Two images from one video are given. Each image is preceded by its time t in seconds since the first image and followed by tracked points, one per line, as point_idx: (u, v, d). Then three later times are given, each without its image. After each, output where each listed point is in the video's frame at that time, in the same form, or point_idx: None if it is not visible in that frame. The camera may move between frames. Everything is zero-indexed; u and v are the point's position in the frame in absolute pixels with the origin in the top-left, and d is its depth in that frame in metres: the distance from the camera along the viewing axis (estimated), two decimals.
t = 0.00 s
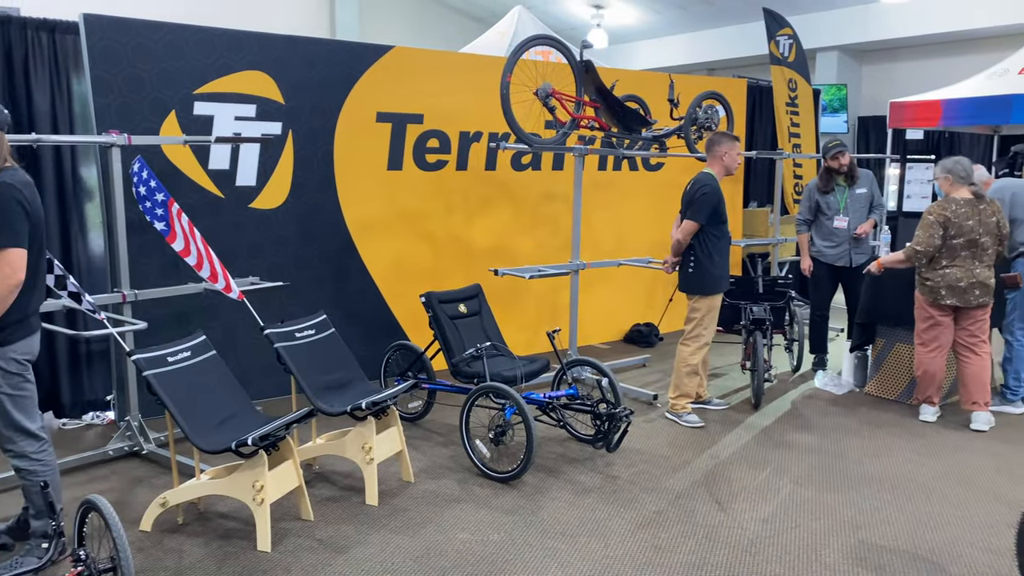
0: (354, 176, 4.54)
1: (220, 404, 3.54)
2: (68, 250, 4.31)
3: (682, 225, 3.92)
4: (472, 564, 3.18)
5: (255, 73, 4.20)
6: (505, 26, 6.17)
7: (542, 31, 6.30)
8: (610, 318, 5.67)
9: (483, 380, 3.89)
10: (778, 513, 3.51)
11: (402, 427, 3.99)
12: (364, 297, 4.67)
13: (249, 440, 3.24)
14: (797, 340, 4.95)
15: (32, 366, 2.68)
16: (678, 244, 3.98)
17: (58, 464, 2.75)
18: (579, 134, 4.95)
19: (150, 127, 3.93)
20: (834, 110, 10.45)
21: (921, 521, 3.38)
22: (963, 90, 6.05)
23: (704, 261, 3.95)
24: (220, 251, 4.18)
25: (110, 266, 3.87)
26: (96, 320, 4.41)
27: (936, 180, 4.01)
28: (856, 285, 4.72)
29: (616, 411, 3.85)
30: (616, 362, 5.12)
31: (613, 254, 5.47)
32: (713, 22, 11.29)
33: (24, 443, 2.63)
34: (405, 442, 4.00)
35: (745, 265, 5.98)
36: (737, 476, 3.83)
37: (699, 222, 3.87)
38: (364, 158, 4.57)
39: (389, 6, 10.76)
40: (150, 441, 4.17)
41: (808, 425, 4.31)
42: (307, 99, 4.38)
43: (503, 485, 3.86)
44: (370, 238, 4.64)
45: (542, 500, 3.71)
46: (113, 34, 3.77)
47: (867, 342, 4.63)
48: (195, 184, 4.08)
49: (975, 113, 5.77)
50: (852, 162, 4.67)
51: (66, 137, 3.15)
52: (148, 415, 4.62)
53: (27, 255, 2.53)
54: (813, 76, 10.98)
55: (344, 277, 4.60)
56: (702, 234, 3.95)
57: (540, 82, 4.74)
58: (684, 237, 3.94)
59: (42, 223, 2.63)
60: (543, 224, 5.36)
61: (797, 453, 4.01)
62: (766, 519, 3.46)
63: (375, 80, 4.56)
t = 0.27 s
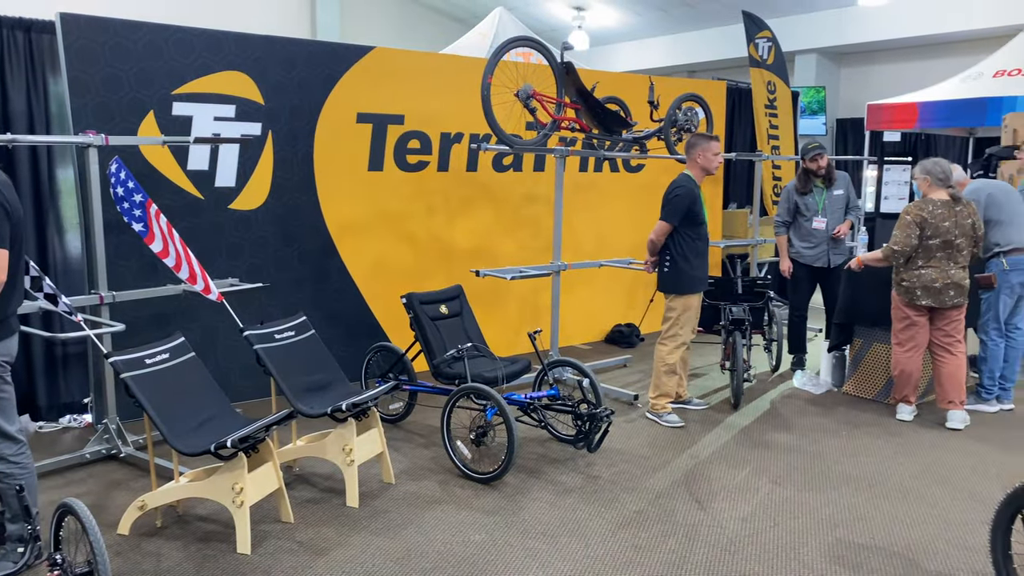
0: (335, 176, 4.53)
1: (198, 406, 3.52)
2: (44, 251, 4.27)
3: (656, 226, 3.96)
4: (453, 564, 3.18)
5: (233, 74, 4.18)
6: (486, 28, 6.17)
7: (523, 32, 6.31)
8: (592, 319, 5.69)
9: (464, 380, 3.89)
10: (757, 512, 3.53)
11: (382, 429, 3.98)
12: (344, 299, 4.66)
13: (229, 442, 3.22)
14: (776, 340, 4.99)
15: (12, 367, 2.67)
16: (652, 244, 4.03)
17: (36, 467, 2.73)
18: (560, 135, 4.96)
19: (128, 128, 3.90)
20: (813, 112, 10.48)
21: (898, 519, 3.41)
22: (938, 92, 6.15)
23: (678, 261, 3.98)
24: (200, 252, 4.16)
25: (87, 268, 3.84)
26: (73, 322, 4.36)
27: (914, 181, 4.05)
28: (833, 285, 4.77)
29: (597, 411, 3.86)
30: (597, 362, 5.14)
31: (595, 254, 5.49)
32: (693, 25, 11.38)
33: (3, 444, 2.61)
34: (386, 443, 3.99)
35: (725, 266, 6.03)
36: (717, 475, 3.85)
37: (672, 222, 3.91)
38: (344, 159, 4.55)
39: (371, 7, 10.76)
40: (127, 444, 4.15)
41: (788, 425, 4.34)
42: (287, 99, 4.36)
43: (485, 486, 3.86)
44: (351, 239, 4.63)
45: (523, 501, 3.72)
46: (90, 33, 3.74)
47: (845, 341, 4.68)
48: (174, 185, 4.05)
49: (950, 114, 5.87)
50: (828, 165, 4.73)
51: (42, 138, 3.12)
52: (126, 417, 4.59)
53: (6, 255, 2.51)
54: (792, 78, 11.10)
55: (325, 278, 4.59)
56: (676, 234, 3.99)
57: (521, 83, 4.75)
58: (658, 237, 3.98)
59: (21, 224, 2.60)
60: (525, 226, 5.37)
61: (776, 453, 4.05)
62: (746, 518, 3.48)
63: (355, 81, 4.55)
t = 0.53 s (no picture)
0: (316, 177, 4.52)
1: (178, 408, 3.49)
2: (21, 252, 4.22)
3: (629, 224, 4.02)
4: (434, 565, 3.17)
5: (213, 73, 4.16)
6: (468, 29, 6.18)
7: (505, 33, 6.32)
8: (574, 319, 5.70)
9: (447, 381, 3.89)
10: (738, 511, 3.55)
11: (364, 430, 3.97)
12: (325, 299, 4.64)
13: (209, 443, 3.20)
14: (756, 340, 5.03)
15: None
16: (625, 241, 4.08)
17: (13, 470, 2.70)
18: (542, 136, 4.97)
19: (106, 128, 3.87)
20: (793, 113, 10.55)
21: (876, 517, 3.45)
22: (918, 94, 6.20)
23: (649, 261, 4.01)
24: (180, 253, 4.13)
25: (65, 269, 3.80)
26: (51, 324, 4.32)
27: (893, 182, 4.08)
28: (812, 285, 4.81)
29: (579, 411, 3.88)
30: (579, 363, 5.15)
31: (577, 255, 5.51)
32: (675, 26, 11.45)
33: None
34: (368, 444, 3.98)
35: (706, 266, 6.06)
36: (699, 474, 3.88)
37: (642, 222, 3.94)
38: (325, 159, 4.54)
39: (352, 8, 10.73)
40: (107, 447, 4.12)
41: (768, 424, 4.37)
42: (268, 99, 4.34)
43: (467, 487, 3.86)
44: (332, 240, 4.61)
45: (505, 501, 3.72)
46: (67, 32, 3.70)
47: (824, 341, 4.72)
48: (153, 186, 4.03)
49: (927, 117, 5.92)
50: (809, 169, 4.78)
51: (19, 137, 3.10)
52: (105, 420, 4.55)
53: None
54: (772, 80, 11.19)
55: (306, 279, 4.57)
56: (647, 234, 4.01)
57: (503, 84, 4.76)
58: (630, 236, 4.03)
59: None
60: (507, 226, 5.38)
61: (757, 451, 4.07)
62: (727, 517, 3.50)
63: (336, 81, 4.54)
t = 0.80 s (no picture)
0: (297, 177, 4.50)
1: (157, 409, 3.47)
2: None
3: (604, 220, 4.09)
4: (416, 565, 3.17)
5: (194, 73, 4.14)
6: (450, 28, 6.18)
7: (487, 33, 6.33)
8: (557, 319, 5.71)
9: (429, 381, 3.88)
10: (719, 508, 3.57)
11: (346, 430, 3.96)
12: (307, 300, 4.63)
13: (189, 445, 3.18)
14: (738, 339, 5.06)
15: None
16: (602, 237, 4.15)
17: None
18: (524, 135, 4.98)
19: (84, 127, 3.84)
20: (775, 114, 10.69)
21: (856, 514, 3.48)
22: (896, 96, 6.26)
23: (621, 258, 4.06)
24: (159, 253, 4.10)
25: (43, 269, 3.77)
26: (29, 325, 4.28)
27: (873, 181, 4.10)
28: (794, 284, 4.85)
29: (561, 410, 3.88)
30: (563, 362, 5.15)
31: (560, 255, 5.52)
32: (658, 27, 11.55)
33: None
34: (350, 445, 3.97)
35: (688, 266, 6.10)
36: (681, 473, 3.89)
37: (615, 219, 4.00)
38: (306, 159, 4.52)
39: (334, 8, 10.71)
40: (86, 449, 4.09)
41: (750, 422, 4.40)
42: (249, 99, 4.32)
43: (449, 487, 3.86)
44: (313, 240, 4.59)
45: (488, 501, 3.72)
46: (44, 31, 3.67)
47: (805, 340, 4.75)
48: (133, 186, 4.00)
49: (907, 118, 5.97)
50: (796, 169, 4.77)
51: None
52: (84, 422, 4.51)
53: None
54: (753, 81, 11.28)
55: (288, 279, 4.55)
56: (621, 231, 4.07)
57: (485, 84, 4.76)
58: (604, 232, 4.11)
59: None
60: (490, 227, 5.38)
61: (738, 450, 4.10)
62: (708, 515, 3.52)
63: (317, 81, 4.52)
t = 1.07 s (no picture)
0: (279, 176, 4.48)
1: (137, 410, 3.44)
2: None
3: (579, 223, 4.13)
4: (398, 565, 3.16)
5: (174, 71, 4.11)
6: (432, 27, 6.18)
7: (469, 32, 6.33)
8: (540, 318, 5.72)
9: (411, 381, 3.87)
10: (701, 506, 3.59)
11: (328, 430, 3.94)
12: (289, 299, 4.61)
13: (169, 446, 3.16)
14: (719, 338, 5.08)
15: None
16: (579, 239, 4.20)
17: None
18: (507, 135, 4.98)
19: (62, 125, 3.81)
20: (756, 113, 10.58)
21: (836, 510, 3.50)
22: (875, 96, 6.34)
23: (595, 259, 4.07)
24: (139, 252, 4.08)
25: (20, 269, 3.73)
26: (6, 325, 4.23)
27: (853, 181, 4.13)
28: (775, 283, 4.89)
29: (543, 409, 3.89)
30: (546, 361, 5.16)
31: (543, 254, 5.53)
32: (640, 27, 11.60)
33: None
34: (332, 445, 3.95)
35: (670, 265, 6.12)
36: (663, 471, 3.91)
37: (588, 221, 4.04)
38: (288, 158, 4.50)
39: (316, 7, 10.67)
40: (64, 450, 4.06)
41: (731, 420, 4.42)
42: (229, 97, 4.30)
43: (432, 486, 3.85)
44: (295, 240, 4.57)
45: (470, 500, 3.72)
46: (21, 28, 3.64)
47: (785, 338, 4.79)
48: (112, 185, 3.97)
49: (886, 117, 6.04)
50: (782, 169, 4.82)
51: None
52: (62, 423, 4.47)
53: None
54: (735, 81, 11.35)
55: (270, 279, 4.53)
56: (596, 232, 4.12)
57: (467, 83, 4.76)
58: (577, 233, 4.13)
59: None
60: (473, 226, 5.38)
61: (720, 447, 4.12)
62: (690, 512, 3.54)
63: (299, 80, 4.50)
